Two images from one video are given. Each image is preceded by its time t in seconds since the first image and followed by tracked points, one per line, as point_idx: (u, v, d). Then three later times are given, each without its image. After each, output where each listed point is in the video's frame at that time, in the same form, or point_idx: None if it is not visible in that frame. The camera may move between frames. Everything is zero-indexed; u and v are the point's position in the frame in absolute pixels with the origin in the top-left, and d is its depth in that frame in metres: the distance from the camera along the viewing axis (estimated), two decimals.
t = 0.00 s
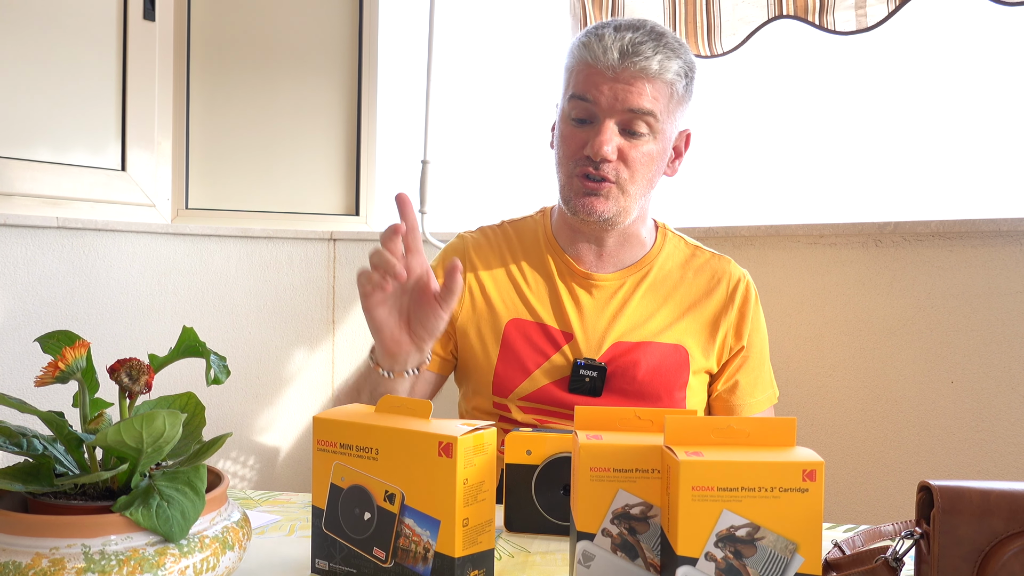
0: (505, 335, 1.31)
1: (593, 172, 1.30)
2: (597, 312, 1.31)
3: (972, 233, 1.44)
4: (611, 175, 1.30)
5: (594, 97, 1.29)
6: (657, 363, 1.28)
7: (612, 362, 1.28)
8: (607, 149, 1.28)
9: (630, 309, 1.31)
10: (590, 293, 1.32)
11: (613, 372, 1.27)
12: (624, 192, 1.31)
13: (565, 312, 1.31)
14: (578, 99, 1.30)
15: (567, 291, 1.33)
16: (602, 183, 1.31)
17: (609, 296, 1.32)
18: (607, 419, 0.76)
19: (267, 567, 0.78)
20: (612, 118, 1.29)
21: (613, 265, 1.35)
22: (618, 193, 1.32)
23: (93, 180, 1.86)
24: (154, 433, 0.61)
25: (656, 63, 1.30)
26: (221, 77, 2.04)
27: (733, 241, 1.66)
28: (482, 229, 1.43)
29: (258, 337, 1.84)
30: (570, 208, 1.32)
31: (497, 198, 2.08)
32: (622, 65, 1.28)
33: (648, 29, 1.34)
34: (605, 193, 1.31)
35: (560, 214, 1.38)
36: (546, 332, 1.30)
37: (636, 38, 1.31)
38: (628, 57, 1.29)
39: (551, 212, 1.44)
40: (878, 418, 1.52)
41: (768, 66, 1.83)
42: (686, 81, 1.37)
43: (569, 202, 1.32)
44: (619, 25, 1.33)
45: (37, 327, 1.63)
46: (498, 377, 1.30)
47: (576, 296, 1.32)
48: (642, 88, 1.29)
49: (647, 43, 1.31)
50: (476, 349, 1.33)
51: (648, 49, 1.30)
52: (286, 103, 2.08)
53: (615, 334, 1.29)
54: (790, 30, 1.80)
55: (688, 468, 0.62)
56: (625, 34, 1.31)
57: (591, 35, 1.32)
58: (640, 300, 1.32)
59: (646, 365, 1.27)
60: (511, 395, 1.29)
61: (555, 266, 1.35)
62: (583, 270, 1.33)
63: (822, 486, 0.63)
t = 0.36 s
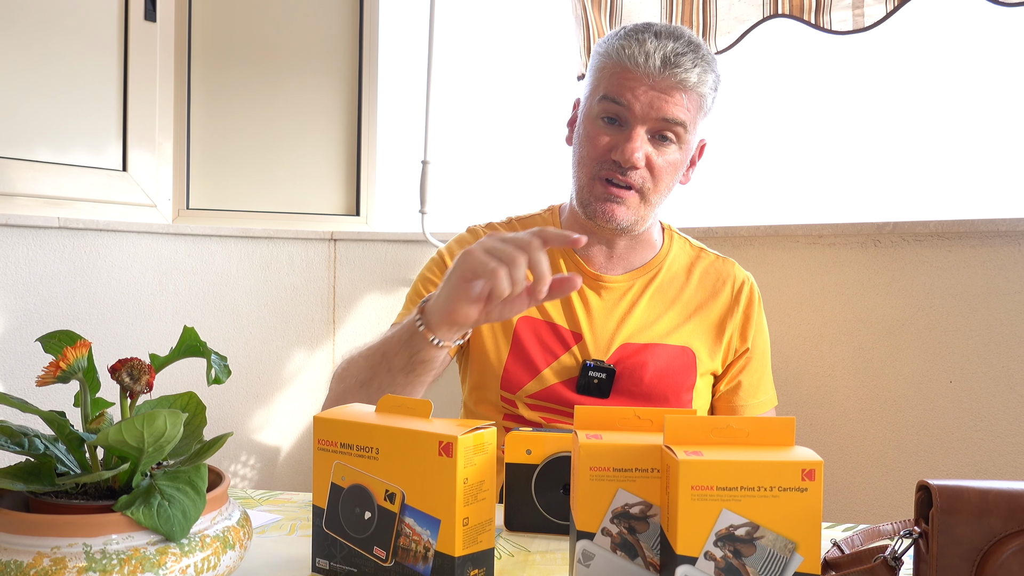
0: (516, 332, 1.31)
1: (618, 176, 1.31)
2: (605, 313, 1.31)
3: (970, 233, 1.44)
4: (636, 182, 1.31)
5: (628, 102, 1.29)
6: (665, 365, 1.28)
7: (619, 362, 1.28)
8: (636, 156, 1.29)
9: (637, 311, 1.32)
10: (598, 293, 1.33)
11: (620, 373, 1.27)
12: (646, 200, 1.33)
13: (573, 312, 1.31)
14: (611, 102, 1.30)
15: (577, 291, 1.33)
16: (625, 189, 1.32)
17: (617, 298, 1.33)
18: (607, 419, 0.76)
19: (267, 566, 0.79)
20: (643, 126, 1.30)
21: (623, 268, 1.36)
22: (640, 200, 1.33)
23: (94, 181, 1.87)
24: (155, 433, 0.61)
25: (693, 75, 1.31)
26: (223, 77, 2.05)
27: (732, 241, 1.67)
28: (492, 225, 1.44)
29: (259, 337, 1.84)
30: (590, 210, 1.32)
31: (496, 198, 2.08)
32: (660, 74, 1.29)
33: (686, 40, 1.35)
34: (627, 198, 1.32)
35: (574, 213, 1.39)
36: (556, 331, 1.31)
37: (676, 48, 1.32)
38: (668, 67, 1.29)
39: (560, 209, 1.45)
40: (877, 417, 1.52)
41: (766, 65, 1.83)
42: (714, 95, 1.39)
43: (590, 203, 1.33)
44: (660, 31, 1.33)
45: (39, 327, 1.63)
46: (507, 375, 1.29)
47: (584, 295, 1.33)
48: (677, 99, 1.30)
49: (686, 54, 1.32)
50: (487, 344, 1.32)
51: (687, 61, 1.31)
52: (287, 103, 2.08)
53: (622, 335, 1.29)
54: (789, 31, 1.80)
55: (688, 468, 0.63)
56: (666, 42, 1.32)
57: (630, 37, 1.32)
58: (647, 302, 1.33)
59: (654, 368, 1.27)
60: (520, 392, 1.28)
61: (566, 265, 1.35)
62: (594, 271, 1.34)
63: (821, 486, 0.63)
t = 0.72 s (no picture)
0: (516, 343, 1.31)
1: (638, 167, 1.31)
2: (615, 318, 1.31)
3: (969, 233, 1.45)
4: (656, 172, 1.31)
5: (651, 93, 1.29)
6: (672, 373, 1.29)
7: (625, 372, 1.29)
8: (658, 146, 1.29)
9: (647, 317, 1.31)
10: (606, 299, 1.33)
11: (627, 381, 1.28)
12: (665, 191, 1.32)
13: (579, 319, 1.32)
14: (634, 93, 1.30)
15: (585, 298, 1.33)
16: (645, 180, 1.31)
17: (627, 304, 1.32)
18: (607, 419, 0.77)
19: (267, 565, 0.79)
20: (666, 117, 1.30)
21: (632, 271, 1.36)
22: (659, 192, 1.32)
23: (95, 181, 1.87)
24: (156, 432, 0.61)
25: (717, 69, 1.32)
26: (224, 77, 2.05)
27: (731, 242, 1.67)
28: (492, 231, 1.43)
29: (260, 338, 1.84)
30: (608, 201, 1.32)
31: (496, 198, 2.08)
32: (686, 65, 1.29)
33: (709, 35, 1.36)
34: (647, 189, 1.31)
35: (587, 210, 1.38)
36: (559, 341, 1.31)
37: (701, 42, 1.32)
38: (693, 58, 1.30)
39: (565, 213, 1.45)
40: (875, 417, 1.52)
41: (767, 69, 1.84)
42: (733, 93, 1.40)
43: (609, 194, 1.32)
44: (683, 25, 1.34)
45: (40, 327, 1.63)
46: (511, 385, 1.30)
47: (590, 301, 1.33)
48: (701, 91, 1.31)
49: (710, 48, 1.33)
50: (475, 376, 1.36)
51: (712, 53, 1.31)
52: (287, 104, 2.08)
53: (631, 342, 1.30)
54: (787, 32, 1.80)
55: (687, 466, 0.63)
56: (691, 35, 1.32)
57: (653, 29, 1.33)
58: (657, 306, 1.33)
59: (661, 374, 1.28)
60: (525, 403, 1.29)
61: (572, 270, 1.35)
62: (602, 278, 1.33)
63: (820, 485, 0.63)
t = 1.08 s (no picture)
0: (507, 348, 1.32)
1: (613, 150, 1.33)
2: (603, 315, 1.31)
3: (967, 233, 1.45)
4: (631, 152, 1.33)
5: (612, 77, 1.34)
6: (664, 368, 1.29)
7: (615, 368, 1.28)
8: (627, 124, 1.31)
9: (636, 313, 1.31)
10: (594, 297, 1.33)
11: (618, 378, 1.28)
12: (642, 169, 1.34)
13: (568, 316, 1.31)
14: (596, 81, 1.35)
15: (573, 298, 1.33)
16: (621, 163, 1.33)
17: (616, 300, 1.32)
18: (607, 418, 0.77)
19: (268, 564, 0.79)
20: (631, 97, 1.34)
21: (621, 266, 1.37)
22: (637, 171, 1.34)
23: (97, 181, 1.87)
24: (157, 432, 0.61)
25: (671, 48, 1.37)
26: (224, 77, 2.05)
27: (731, 242, 1.68)
28: (482, 234, 1.44)
29: (261, 337, 1.85)
30: (589, 189, 1.33)
31: (496, 198, 2.08)
32: (640, 46, 1.35)
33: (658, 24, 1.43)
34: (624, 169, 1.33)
35: (569, 210, 1.39)
36: (548, 340, 1.31)
37: (651, 26, 1.38)
38: (646, 39, 1.36)
39: (554, 216, 1.46)
40: (874, 417, 1.53)
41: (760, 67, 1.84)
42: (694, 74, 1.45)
43: (588, 182, 1.33)
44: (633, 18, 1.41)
45: (41, 327, 1.64)
46: (503, 389, 1.32)
47: (580, 299, 1.33)
48: (660, 68, 1.35)
49: (661, 30, 1.39)
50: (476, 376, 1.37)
51: (663, 34, 1.37)
52: (287, 104, 2.09)
53: (621, 339, 1.29)
54: (785, 32, 1.81)
55: (686, 465, 0.63)
56: (641, 23, 1.38)
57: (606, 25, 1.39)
58: (647, 302, 1.33)
59: (652, 371, 1.28)
60: (516, 405, 1.31)
61: (559, 268, 1.36)
62: (589, 276, 1.34)
63: (819, 485, 0.63)
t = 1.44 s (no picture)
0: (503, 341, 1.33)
1: (582, 155, 1.34)
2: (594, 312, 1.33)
3: (966, 233, 1.45)
4: (600, 154, 1.34)
5: (569, 86, 1.34)
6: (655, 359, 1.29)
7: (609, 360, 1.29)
8: (590, 129, 1.32)
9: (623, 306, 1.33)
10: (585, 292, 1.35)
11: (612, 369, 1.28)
12: (615, 167, 1.35)
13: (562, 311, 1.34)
14: (555, 92, 1.36)
15: (564, 289, 1.36)
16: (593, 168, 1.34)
17: (605, 294, 1.35)
18: (606, 418, 0.77)
19: (269, 563, 0.79)
20: (590, 101, 1.34)
21: (609, 262, 1.38)
22: (610, 169, 1.35)
23: (98, 182, 1.88)
24: (159, 431, 0.62)
25: (622, 45, 1.35)
26: (225, 77, 2.05)
27: (730, 242, 1.68)
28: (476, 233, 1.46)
29: (262, 337, 1.85)
30: (566, 195, 1.35)
31: (496, 198, 2.09)
32: (589, 51, 1.34)
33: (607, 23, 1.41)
34: (597, 170, 1.34)
35: (552, 214, 1.41)
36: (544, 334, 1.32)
37: (599, 28, 1.36)
38: (594, 43, 1.34)
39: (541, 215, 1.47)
40: (873, 417, 1.53)
41: (758, 66, 1.84)
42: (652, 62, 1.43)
43: (564, 190, 1.35)
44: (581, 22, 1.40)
45: (43, 327, 1.64)
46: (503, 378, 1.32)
47: (572, 295, 1.35)
48: (613, 67, 1.34)
49: (608, 30, 1.37)
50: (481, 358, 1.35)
51: (610, 33, 1.36)
52: (287, 105, 2.09)
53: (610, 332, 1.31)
54: (784, 32, 1.81)
55: (686, 465, 0.63)
56: (588, 26, 1.37)
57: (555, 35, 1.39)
58: (633, 296, 1.34)
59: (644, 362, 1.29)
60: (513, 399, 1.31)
61: (551, 264, 1.38)
62: (579, 271, 1.36)
63: (818, 484, 0.63)
